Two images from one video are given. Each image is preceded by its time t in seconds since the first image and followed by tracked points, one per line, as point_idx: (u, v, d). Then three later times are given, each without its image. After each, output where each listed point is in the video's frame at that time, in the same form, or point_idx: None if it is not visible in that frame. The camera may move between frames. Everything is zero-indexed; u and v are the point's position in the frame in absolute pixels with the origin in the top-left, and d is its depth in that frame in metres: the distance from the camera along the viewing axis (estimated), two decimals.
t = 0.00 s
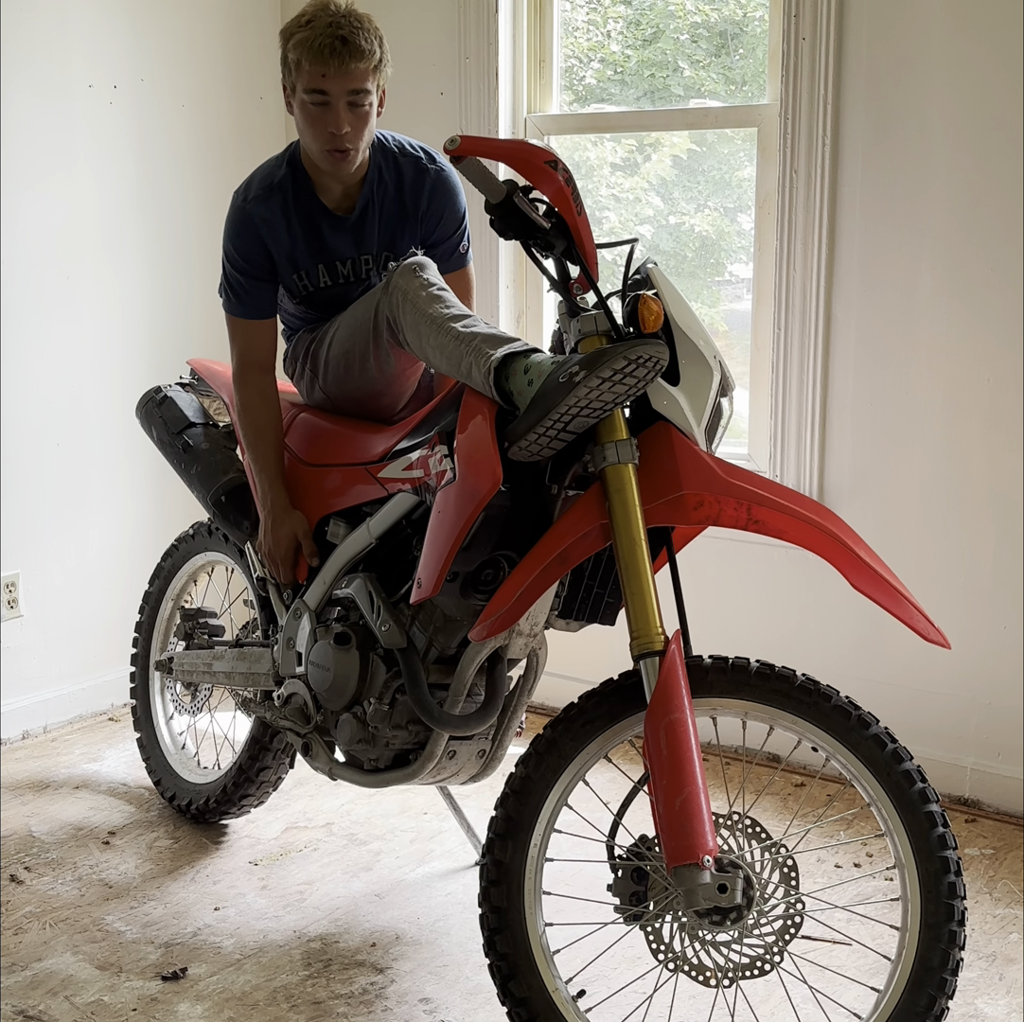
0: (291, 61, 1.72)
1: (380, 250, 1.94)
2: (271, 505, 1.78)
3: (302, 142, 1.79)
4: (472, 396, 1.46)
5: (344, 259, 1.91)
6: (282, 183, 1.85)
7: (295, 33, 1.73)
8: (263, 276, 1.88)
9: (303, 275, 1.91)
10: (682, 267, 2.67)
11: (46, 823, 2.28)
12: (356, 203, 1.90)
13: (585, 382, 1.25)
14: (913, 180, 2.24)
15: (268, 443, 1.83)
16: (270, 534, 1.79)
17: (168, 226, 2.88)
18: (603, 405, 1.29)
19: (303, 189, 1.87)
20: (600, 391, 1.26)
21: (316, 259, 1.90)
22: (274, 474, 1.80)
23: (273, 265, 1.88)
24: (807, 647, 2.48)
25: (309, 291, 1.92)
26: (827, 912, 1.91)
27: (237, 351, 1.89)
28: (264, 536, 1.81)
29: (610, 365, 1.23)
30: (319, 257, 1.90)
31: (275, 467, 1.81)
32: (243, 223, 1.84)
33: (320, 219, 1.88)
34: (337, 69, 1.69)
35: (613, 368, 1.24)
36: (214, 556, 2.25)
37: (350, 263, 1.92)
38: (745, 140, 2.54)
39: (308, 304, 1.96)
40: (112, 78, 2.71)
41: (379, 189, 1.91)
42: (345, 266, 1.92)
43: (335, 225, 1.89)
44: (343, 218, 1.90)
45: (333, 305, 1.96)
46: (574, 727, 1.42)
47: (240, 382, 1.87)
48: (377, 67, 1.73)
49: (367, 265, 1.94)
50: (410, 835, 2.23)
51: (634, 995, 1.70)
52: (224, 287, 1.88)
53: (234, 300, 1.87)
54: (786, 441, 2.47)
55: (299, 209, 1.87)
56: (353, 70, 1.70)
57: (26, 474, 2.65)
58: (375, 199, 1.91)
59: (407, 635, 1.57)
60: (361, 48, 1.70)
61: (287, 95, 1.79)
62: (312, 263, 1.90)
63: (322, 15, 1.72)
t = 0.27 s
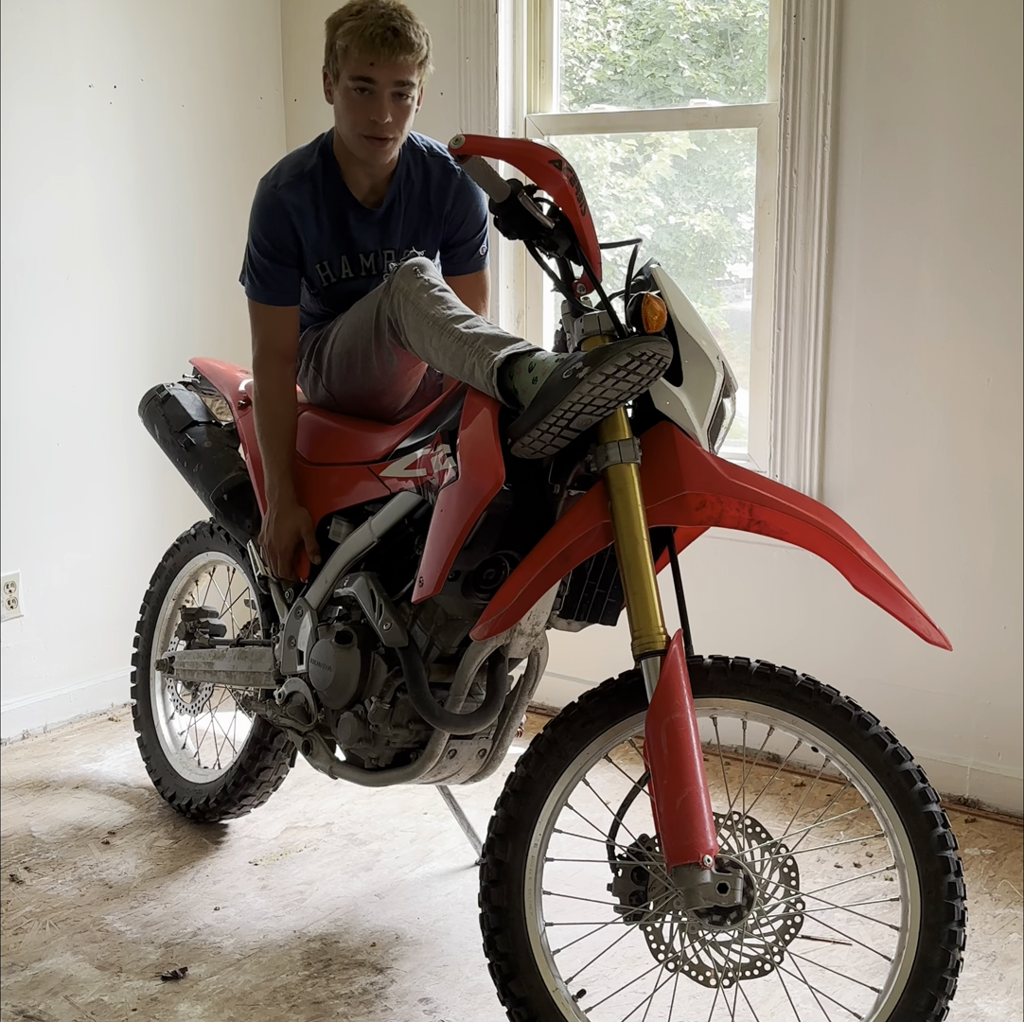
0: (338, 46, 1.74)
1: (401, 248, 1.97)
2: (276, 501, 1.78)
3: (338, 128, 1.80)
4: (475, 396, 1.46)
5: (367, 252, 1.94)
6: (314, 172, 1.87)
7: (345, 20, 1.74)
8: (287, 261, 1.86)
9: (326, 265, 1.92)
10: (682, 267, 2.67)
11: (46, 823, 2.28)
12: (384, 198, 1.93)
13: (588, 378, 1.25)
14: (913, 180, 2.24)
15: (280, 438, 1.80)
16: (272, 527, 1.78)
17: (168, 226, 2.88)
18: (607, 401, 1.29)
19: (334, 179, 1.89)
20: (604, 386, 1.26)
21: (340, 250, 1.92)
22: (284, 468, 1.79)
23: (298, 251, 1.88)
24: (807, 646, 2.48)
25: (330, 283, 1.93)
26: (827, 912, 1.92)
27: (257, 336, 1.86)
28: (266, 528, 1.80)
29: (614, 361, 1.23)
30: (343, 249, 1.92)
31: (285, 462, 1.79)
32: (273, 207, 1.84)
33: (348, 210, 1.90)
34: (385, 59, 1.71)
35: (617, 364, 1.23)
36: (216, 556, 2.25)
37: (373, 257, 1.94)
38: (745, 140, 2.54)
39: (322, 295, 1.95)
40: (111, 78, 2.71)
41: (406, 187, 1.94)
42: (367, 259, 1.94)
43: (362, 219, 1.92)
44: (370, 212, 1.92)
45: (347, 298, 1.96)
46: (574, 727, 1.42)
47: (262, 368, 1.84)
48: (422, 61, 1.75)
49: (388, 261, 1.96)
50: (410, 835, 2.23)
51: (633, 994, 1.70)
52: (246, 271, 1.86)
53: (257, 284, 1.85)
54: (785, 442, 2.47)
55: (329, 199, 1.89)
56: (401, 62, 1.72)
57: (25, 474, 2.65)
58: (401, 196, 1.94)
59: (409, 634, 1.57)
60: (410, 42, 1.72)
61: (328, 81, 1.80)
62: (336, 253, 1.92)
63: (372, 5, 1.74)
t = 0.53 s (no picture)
0: (374, 37, 1.77)
1: (420, 243, 1.97)
2: (288, 493, 1.78)
3: (365, 119, 1.83)
4: (488, 391, 1.46)
5: (386, 246, 1.94)
6: (335, 165, 1.88)
7: (380, 13, 1.78)
8: (306, 252, 1.86)
9: (345, 259, 1.92)
10: (682, 267, 2.67)
11: (46, 823, 2.28)
12: (403, 193, 1.93)
13: (600, 370, 1.25)
14: (914, 180, 2.24)
15: (295, 431, 1.80)
16: (283, 520, 1.78)
17: (168, 226, 2.88)
18: (618, 397, 1.29)
19: (354, 173, 1.90)
20: (615, 380, 1.26)
21: (358, 243, 1.92)
22: (298, 463, 1.79)
23: (317, 243, 1.88)
24: (806, 646, 2.48)
25: (349, 276, 1.93)
26: (827, 912, 1.92)
27: (280, 325, 1.85)
28: (277, 521, 1.79)
29: (625, 355, 1.23)
30: (363, 243, 1.92)
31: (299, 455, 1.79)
32: (295, 198, 1.84)
33: (368, 204, 1.91)
34: (422, 50, 1.75)
35: (629, 358, 1.24)
36: (222, 556, 2.25)
37: (392, 251, 1.94)
38: (745, 140, 2.54)
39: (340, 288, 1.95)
40: (111, 78, 2.71)
41: (425, 183, 1.95)
42: (386, 253, 1.94)
43: (381, 213, 1.92)
44: (390, 206, 1.93)
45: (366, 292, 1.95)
46: (578, 725, 1.42)
47: (280, 360, 1.83)
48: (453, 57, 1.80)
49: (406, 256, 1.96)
50: (411, 835, 2.23)
51: (634, 994, 1.70)
52: (267, 262, 1.86)
53: (277, 274, 1.85)
54: (785, 441, 2.47)
55: (349, 193, 1.89)
56: (436, 55, 1.76)
57: (24, 475, 2.64)
58: (420, 192, 1.94)
59: (415, 630, 1.57)
60: (446, 37, 1.77)
61: (357, 74, 1.83)
62: (355, 247, 1.92)
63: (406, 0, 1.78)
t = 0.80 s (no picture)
0: (363, 38, 1.75)
1: (429, 240, 1.96)
2: (304, 484, 1.77)
3: (363, 121, 1.81)
4: (506, 389, 1.46)
5: (395, 245, 1.93)
6: (339, 165, 1.87)
7: (367, 14, 1.76)
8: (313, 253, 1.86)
9: (356, 258, 1.92)
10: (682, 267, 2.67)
11: (46, 823, 2.28)
12: (409, 191, 1.92)
13: (622, 368, 1.25)
14: (915, 180, 2.24)
15: (307, 425, 1.81)
16: (300, 512, 1.78)
17: (167, 226, 2.88)
18: (638, 396, 1.29)
19: (359, 172, 1.89)
20: (637, 379, 1.26)
21: (367, 242, 1.91)
22: (313, 452, 1.79)
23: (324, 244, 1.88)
24: (806, 647, 2.48)
25: (361, 275, 1.93)
26: (828, 912, 1.92)
27: (283, 321, 1.86)
28: (293, 512, 1.80)
29: (649, 354, 1.23)
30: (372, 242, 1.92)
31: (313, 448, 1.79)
32: (297, 200, 1.84)
33: (374, 203, 1.90)
34: (411, 48, 1.72)
35: (652, 357, 1.24)
36: (232, 556, 2.24)
37: (401, 250, 1.94)
38: (745, 140, 2.54)
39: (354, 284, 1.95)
40: (111, 78, 2.71)
41: (431, 181, 1.93)
42: (395, 252, 1.93)
43: (388, 211, 1.91)
44: (397, 204, 1.92)
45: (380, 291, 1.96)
46: (585, 723, 1.42)
47: (282, 359, 1.84)
48: (446, 49, 1.76)
49: (415, 254, 1.95)
50: (412, 835, 2.23)
51: (635, 994, 1.70)
52: (273, 266, 1.86)
53: (282, 276, 1.85)
54: (785, 441, 2.47)
55: (354, 192, 1.89)
56: (425, 50, 1.73)
57: (23, 475, 2.64)
58: (427, 190, 1.93)
59: (426, 624, 1.57)
60: (434, 31, 1.74)
61: (352, 76, 1.82)
62: (364, 246, 1.91)
63: None
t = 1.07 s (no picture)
0: (319, 53, 1.73)
1: (422, 239, 1.94)
2: (317, 477, 1.78)
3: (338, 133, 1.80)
4: (523, 388, 1.46)
5: (387, 246, 1.92)
6: (323, 172, 1.87)
7: (320, 26, 1.74)
8: (305, 262, 1.88)
9: (348, 262, 1.92)
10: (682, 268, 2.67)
11: (46, 823, 2.28)
12: (397, 191, 1.90)
13: (643, 367, 1.24)
14: (916, 182, 2.24)
15: (314, 421, 1.84)
16: (313, 505, 1.78)
17: (166, 226, 2.88)
18: (658, 394, 1.29)
19: (345, 177, 1.88)
20: (657, 377, 1.26)
21: (359, 246, 1.91)
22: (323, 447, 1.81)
23: (314, 251, 1.89)
24: (806, 647, 2.48)
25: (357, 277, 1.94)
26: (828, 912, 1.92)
27: (283, 326, 1.90)
28: (305, 505, 1.80)
29: (670, 352, 1.23)
30: (363, 245, 1.91)
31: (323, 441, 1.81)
32: (282, 211, 1.85)
33: (363, 206, 1.89)
34: (362, 56, 1.70)
35: (673, 355, 1.23)
36: (241, 556, 2.24)
37: (393, 251, 1.93)
38: (745, 140, 2.54)
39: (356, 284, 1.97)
40: (111, 78, 2.71)
41: (419, 179, 1.91)
42: (387, 253, 1.93)
43: (378, 213, 1.90)
44: (386, 205, 1.90)
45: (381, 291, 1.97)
46: (591, 722, 1.42)
47: (284, 363, 1.89)
48: (403, 49, 1.73)
49: (409, 253, 1.94)
50: (412, 835, 2.23)
51: (636, 994, 1.70)
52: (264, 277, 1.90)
53: (272, 286, 1.89)
54: (785, 441, 2.47)
55: (342, 196, 1.88)
56: (379, 56, 1.70)
57: (22, 475, 2.64)
58: (415, 188, 1.91)
59: (437, 618, 1.57)
60: (385, 34, 1.71)
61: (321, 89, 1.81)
62: (355, 250, 1.91)
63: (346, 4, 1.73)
